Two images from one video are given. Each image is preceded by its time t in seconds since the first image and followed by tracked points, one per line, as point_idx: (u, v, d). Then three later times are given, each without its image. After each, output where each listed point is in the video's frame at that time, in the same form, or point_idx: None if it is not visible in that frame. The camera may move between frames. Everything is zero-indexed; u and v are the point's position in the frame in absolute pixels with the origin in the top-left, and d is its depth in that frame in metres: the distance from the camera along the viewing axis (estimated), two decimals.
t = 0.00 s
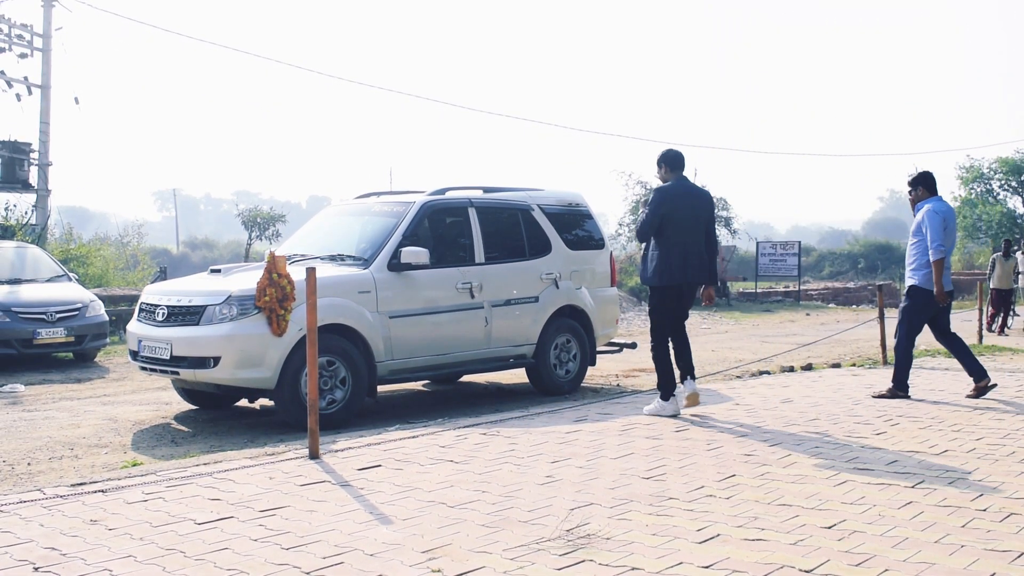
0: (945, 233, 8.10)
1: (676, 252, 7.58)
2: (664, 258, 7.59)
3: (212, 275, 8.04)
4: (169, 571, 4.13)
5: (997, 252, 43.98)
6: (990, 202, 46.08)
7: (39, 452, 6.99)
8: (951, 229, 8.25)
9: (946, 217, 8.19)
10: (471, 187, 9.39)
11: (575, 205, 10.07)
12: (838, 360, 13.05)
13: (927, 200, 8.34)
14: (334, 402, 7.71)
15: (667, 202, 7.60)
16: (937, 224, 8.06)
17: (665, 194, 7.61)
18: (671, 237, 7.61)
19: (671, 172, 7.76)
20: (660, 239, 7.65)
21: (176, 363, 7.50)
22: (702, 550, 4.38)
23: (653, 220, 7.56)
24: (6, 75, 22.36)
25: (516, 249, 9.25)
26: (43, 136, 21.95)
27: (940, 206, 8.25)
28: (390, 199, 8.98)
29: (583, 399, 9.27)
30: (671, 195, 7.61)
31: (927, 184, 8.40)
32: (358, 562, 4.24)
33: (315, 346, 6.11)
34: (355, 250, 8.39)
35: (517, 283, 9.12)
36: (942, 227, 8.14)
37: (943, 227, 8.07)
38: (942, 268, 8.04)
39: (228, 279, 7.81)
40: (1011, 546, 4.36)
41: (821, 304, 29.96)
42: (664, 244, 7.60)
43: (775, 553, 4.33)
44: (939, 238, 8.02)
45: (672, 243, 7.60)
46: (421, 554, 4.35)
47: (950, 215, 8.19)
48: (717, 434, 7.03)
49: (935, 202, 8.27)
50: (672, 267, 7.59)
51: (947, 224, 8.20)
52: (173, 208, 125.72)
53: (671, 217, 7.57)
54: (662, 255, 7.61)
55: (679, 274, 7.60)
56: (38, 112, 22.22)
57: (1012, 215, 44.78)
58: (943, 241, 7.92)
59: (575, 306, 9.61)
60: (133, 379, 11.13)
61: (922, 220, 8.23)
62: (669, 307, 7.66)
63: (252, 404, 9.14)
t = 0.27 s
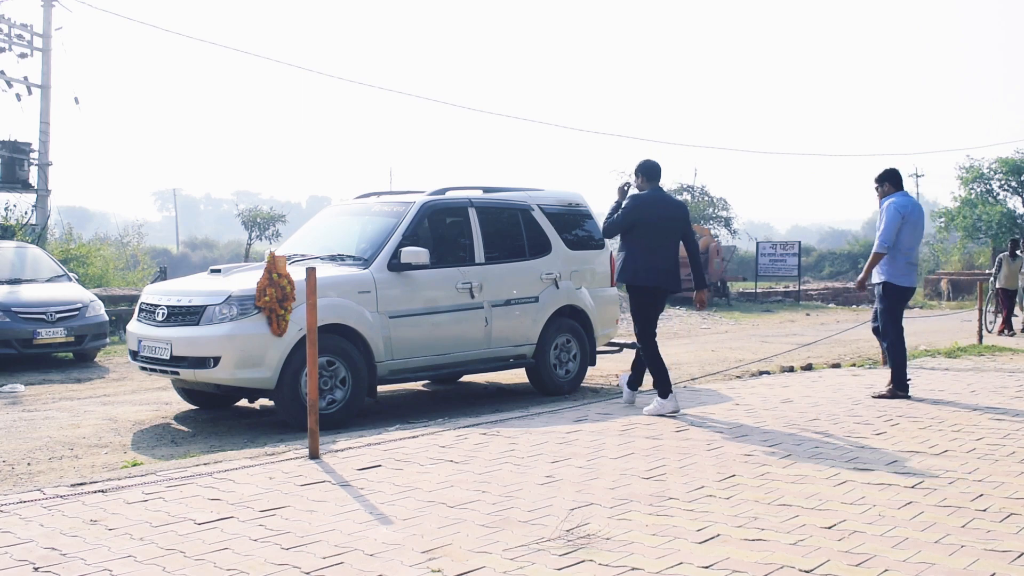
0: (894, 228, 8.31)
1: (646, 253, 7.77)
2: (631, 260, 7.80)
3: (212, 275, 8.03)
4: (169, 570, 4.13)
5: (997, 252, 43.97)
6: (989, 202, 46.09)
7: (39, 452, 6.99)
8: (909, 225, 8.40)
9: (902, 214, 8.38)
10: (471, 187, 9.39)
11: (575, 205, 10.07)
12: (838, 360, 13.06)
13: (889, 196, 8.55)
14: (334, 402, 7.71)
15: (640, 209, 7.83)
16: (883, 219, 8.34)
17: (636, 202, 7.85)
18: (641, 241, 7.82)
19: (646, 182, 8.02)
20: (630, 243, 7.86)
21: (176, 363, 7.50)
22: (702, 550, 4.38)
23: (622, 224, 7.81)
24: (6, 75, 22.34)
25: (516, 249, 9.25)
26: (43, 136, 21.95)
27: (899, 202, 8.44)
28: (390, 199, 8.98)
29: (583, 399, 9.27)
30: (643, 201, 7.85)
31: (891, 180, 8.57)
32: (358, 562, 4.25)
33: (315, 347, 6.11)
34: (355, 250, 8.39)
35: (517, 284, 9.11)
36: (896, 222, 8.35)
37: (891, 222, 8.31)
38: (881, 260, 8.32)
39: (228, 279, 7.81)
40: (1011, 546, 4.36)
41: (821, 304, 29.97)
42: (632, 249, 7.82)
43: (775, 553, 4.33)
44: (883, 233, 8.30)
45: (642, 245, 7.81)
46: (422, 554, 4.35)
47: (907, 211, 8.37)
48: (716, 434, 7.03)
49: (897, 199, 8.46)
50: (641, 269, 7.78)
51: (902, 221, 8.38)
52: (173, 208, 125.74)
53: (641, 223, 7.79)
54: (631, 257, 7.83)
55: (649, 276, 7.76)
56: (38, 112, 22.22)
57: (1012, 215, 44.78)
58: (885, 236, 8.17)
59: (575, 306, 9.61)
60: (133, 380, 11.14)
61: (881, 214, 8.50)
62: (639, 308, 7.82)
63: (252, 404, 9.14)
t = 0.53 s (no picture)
0: (852, 235, 8.39)
1: (624, 253, 8.21)
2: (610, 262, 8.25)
3: (212, 276, 8.03)
4: (169, 571, 4.13)
5: (997, 252, 43.95)
6: (989, 202, 46.09)
7: (39, 453, 7.00)
8: (870, 234, 8.45)
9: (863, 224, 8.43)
10: (471, 187, 9.39)
11: (575, 205, 10.08)
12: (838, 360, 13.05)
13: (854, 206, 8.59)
14: (334, 403, 7.71)
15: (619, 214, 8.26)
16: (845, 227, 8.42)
17: (613, 205, 8.28)
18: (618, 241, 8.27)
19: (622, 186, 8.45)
20: (607, 244, 8.30)
21: (176, 364, 7.50)
22: (702, 551, 4.38)
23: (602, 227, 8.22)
24: (6, 75, 22.34)
25: (516, 250, 9.26)
26: (43, 137, 21.96)
27: (862, 212, 8.50)
28: (390, 199, 8.98)
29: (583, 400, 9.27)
30: (621, 205, 8.29)
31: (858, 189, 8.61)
32: (358, 562, 4.25)
33: (316, 348, 6.11)
34: (355, 251, 8.40)
35: (517, 284, 9.11)
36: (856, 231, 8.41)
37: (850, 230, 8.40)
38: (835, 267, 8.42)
39: (228, 280, 7.82)
40: (1011, 546, 4.37)
41: (821, 304, 29.97)
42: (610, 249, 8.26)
43: (775, 554, 4.33)
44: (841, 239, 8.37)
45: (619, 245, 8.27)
46: (422, 554, 4.35)
47: (869, 220, 8.43)
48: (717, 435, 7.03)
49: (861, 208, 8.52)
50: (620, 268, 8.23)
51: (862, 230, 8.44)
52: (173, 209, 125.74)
53: (621, 224, 8.24)
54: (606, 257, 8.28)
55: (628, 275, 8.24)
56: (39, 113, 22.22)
57: (1012, 215, 44.78)
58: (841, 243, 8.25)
59: (575, 306, 9.60)
60: (133, 380, 11.15)
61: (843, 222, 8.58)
62: (617, 304, 8.33)
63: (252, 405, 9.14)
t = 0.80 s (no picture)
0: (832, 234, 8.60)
1: (605, 258, 8.27)
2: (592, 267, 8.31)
3: (212, 276, 8.03)
4: (169, 571, 4.13)
5: (997, 253, 43.94)
6: (990, 202, 46.09)
7: (39, 453, 7.01)
8: (842, 231, 8.77)
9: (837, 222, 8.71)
10: (471, 188, 9.39)
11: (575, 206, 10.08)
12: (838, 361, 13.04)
13: (822, 205, 8.85)
14: (334, 402, 7.71)
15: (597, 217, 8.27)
16: (822, 226, 8.61)
17: (593, 209, 8.31)
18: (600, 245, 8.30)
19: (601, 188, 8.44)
20: (590, 248, 8.34)
21: (176, 364, 7.50)
22: (702, 551, 4.38)
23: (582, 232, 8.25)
24: (6, 75, 22.32)
25: (516, 250, 9.25)
26: (43, 137, 21.97)
27: (832, 210, 8.77)
28: (390, 200, 8.98)
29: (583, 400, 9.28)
30: (599, 209, 8.31)
31: (822, 189, 8.88)
32: (359, 562, 4.25)
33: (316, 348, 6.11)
34: (355, 251, 8.39)
35: (517, 285, 9.12)
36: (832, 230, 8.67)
37: (829, 230, 8.61)
38: (823, 267, 8.56)
39: (228, 280, 7.82)
40: (1011, 547, 4.37)
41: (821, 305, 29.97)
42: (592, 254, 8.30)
43: (776, 554, 4.33)
44: (823, 240, 8.58)
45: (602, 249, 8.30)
46: (422, 554, 4.35)
47: (841, 219, 8.71)
48: (717, 435, 7.02)
49: (828, 207, 8.80)
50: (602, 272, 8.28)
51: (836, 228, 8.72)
52: (173, 209, 125.79)
53: (601, 228, 8.26)
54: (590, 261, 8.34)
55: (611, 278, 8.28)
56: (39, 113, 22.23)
57: (1012, 215, 44.76)
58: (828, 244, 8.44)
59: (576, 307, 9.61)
60: (133, 380, 11.16)
61: (815, 222, 8.80)
62: (603, 309, 8.36)
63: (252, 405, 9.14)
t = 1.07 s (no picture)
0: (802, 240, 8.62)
1: (582, 265, 8.58)
2: (570, 273, 8.59)
3: (213, 276, 8.03)
4: (170, 571, 4.13)
5: (998, 253, 43.89)
6: (990, 202, 46.07)
7: (40, 453, 7.01)
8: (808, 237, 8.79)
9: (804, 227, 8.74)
10: (472, 188, 9.39)
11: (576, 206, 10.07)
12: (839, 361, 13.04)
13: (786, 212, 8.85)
14: (335, 403, 7.71)
15: (574, 225, 8.60)
16: (792, 234, 8.62)
17: (571, 218, 8.62)
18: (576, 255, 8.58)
19: (577, 198, 8.77)
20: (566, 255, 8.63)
21: (177, 364, 7.50)
22: (703, 551, 4.38)
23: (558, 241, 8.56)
24: (6, 75, 22.29)
25: (517, 250, 9.25)
26: (44, 137, 21.98)
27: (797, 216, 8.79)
28: (391, 200, 8.98)
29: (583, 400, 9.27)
30: (577, 218, 8.63)
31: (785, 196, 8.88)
32: (359, 562, 4.25)
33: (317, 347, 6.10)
34: (356, 251, 8.39)
35: (518, 285, 9.12)
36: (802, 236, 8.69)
37: (800, 236, 8.62)
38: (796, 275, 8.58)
39: (228, 280, 7.82)
40: (1012, 547, 4.36)
41: (821, 305, 29.96)
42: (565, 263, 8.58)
43: (777, 554, 4.33)
44: (796, 247, 8.58)
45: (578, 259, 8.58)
46: (422, 554, 4.35)
47: (807, 225, 8.73)
48: (718, 435, 7.02)
49: (793, 213, 8.78)
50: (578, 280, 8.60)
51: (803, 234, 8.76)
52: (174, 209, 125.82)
53: (577, 238, 8.57)
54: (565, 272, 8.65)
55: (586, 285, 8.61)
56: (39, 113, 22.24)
57: (1013, 215, 44.72)
58: (803, 252, 8.46)
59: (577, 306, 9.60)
60: (134, 381, 11.16)
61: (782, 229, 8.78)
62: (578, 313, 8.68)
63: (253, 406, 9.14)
